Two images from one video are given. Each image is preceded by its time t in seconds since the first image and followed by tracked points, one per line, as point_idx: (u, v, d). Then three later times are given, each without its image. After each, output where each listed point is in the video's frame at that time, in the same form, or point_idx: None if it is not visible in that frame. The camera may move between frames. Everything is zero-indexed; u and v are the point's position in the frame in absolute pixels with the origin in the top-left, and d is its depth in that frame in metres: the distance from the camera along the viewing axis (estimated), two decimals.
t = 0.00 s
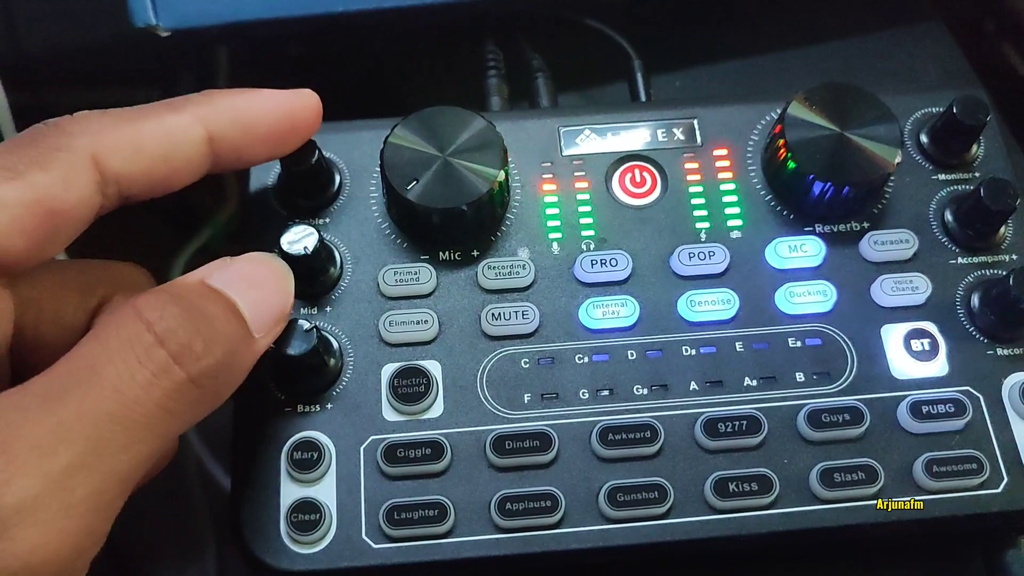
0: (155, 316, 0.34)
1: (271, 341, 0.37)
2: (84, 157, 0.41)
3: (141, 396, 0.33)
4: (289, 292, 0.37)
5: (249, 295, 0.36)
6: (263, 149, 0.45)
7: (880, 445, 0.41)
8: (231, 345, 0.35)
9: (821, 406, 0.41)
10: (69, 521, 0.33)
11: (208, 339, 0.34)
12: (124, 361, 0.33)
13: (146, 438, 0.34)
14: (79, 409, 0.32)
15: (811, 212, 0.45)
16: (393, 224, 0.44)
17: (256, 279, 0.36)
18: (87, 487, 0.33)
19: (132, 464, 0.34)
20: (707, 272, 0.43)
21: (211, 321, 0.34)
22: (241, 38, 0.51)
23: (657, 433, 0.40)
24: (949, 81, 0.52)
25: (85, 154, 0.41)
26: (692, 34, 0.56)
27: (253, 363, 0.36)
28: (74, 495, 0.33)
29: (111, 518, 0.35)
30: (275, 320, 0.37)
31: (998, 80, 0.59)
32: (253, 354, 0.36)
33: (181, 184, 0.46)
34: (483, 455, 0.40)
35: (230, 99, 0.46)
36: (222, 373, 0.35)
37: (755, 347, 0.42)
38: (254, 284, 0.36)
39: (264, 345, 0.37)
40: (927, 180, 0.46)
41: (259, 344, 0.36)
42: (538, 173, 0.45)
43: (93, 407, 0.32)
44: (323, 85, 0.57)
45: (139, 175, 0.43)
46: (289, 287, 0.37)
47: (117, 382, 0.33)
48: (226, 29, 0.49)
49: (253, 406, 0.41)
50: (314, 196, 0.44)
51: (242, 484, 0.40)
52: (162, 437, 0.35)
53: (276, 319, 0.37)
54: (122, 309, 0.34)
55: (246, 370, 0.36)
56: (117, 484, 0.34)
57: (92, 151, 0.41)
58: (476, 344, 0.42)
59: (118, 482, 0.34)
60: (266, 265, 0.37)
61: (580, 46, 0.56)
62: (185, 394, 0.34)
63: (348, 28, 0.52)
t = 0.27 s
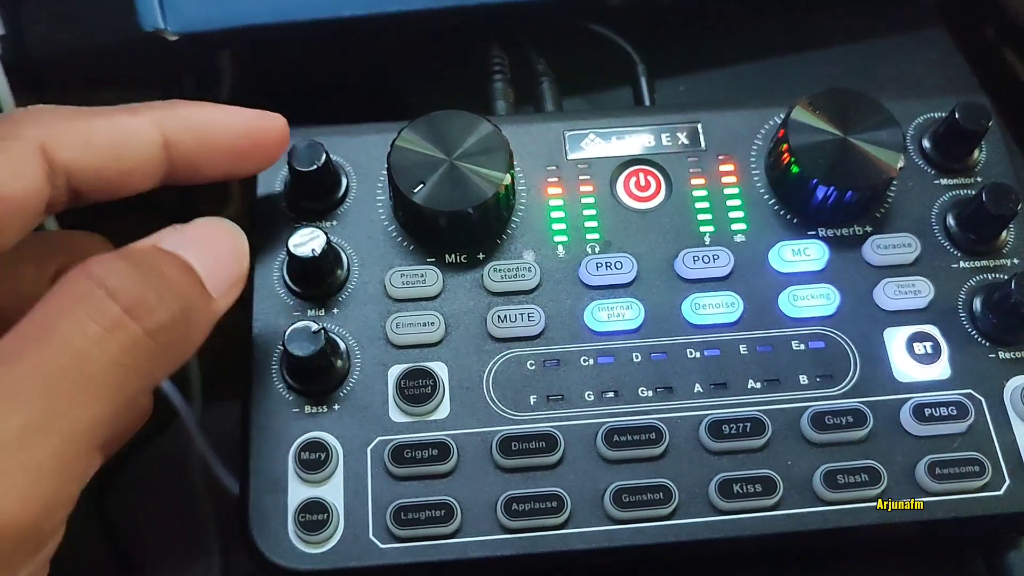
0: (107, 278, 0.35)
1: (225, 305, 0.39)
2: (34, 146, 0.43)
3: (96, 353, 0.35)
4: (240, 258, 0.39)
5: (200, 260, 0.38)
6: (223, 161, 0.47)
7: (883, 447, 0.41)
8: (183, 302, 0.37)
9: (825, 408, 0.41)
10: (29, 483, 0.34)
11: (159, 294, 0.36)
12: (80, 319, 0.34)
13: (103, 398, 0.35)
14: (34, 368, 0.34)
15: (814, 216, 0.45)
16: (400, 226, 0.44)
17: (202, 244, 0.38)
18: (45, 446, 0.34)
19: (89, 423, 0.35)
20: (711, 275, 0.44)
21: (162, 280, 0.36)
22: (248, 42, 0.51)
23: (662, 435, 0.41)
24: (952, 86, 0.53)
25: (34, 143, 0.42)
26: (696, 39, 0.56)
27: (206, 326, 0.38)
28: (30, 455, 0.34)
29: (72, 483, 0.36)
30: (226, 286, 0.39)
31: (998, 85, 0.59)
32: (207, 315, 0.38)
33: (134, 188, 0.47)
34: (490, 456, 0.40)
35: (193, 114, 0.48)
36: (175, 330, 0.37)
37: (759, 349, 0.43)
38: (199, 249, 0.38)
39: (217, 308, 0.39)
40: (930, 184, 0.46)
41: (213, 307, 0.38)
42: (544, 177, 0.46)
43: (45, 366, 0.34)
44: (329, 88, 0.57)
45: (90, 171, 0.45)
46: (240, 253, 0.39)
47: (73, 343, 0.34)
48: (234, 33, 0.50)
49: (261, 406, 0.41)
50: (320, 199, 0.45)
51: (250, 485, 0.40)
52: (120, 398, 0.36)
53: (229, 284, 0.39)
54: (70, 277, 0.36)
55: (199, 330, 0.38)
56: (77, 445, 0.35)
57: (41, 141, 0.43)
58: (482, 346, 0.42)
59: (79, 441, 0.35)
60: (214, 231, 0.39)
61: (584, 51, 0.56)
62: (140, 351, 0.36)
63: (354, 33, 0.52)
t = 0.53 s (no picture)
0: (95, 255, 0.35)
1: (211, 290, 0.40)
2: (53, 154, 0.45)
3: (89, 333, 0.34)
4: (225, 246, 0.41)
5: (188, 246, 0.40)
6: (232, 179, 0.47)
7: (886, 449, 0.41)
8: (174, 281, 0.37)
9: (828, 410, 0.42)
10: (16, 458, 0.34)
11: (147, 272, 0.36)
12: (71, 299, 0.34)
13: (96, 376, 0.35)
14: (24, 344, 0.33)
15: (818, 220, 0.45)
16: (407, 229, 0.45)
17: (188, 233, 0.40)
18: (36, 423, 0.34)
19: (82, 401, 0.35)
20: (716, 278, 0.44)
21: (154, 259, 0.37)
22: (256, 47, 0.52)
23: (667, 436, 0.41)
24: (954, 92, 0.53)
25: (54, 151, 0.45)
26: (700, 45, 0.57)
27: (194, 308, 0.39)
28: (14, 432, 0.33)
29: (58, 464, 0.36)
30: (212, 270, 0.40)
31: (1000, 91, 0.60)
32: (195, 297, 0.39)
33: (154, 199, 0.49)
34: (497, 457, 0.41)
35: (211, 125, 0.48)
36: (168, 308, 0.37)
37: (763, 352, 0.43)
38: (185, 236, 0.40)
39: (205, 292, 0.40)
40: (932, 189, 0.47)
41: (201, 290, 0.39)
42: (550, 180, 0.46)
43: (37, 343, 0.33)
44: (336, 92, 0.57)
45: (102, 179, 0.47)
46: (229, 241, 0.41)
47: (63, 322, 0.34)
48: (242, 38, 0.50)
49: (269, 407, 0.42)
50: (329, 202, 0.45)
51: (259, 484, 0.41)
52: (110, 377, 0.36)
53: (216, 268, 0.40)
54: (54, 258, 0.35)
55: (187, 311, 0.39)
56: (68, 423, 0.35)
57: (61, 149, 0.45)
58: (489, 347, 0.43)
59: (70, 418, 0.35)
60: (200, 223, 0.41)
61: (589, 57, 0.57)
62: (134, 330, 0.36)
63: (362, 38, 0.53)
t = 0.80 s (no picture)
0: (63, 245, 0.34)
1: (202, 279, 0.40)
2: (70, 141, 0.46)
3: (55, 322, 0.34)
4: (217, 234, 0.41)
5: (176, 237, 0.40)
6: (244, 143, 0.49)
7: (885, 447, 0.42)
8: (148, 272, 0.37)
9: (827, 409, 0.42)
10: None
11: (117, 262, 0.35)
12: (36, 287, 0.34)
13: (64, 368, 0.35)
14: None
15: (818, 219, 0.45)
16: (407, 227, 0.45)
17: (179, 223, 0.40)
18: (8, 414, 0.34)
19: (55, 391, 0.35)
20: (716, 276, 0.44)
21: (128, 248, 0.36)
22: (258, 45, 0.52)
23: (666, 434, 0.41)
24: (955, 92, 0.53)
25: (68, 138, 0.46)
26: (701, 46, 0.57)
27: (179, 299, 0.39)
28: None
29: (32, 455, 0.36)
30: (202, 259, 0.40)
31: (1000, 91, 0.60)
32: (173, 289, 0.38)
33: (165, 172, 0.50)
34: (496, 455, 0.41)
35: (215, 91, 0.49)
36: (141, 297, 0.37)
37: (762, 350, 0.43)
38: (175, 226, 0.40)
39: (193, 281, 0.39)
40: (932, 188, 0.47)
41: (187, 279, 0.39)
42: (550, 179, 0.46)
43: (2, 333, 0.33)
44: (337, 91, 0.58)
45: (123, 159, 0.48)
46: (222, 230, 0.41)
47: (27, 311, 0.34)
48: (243, 36, 0.50)
49: (269, 404, 0.42)
50: (330, 200, 0.45)
51: (258, 481, 0.41)
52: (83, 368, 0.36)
53: (206, 257, 0.40)
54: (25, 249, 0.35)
55: (167, 301, 0.38)
56: (39, 413, 0.35)
57: (76, 136, 0.46)
58: (489, 345, 0.43)
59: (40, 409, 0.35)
60: (192, 211, 0.41)
61: (590, 57, 0.57)
62: (103, 319, 0.36)
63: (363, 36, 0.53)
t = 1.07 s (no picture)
0: None
1: (155, 227, 0.41)
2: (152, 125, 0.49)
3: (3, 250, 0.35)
4: (177, 185, 0.42)
5: (128, 182, 0.41)
6: (322, 122, 0.52)
7: (890, 446, 0.42)
8: (89, 206, 0.38)
9: (833, 407, 0.42)
10: None
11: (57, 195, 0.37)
12: None
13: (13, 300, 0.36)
14: None
15: (823, 218, 0.46)
16: (414, 226, 0.45)
17: (135, 171, 0.42)
18: None
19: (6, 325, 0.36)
20: (721, 276, 0.44)
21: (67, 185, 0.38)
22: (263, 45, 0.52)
23: (672, 432, 0.41)
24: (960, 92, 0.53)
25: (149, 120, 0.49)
26: (706, 46, 0.57)
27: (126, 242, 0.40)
28: None
29: None
30: (157, 208, 0.41)
31: (1005, 92, 0.60)
32: (125, 230, 0.40)
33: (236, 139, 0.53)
34: (503, 453, 0.41)
35: (297, 75, 0.51)
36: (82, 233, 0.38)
37: (768, 349, 0.43)
38: (132, 173, 0.42)
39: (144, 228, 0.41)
40: (937, 187, 0.47)
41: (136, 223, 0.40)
42: (555, 178, 0.46)
43: None
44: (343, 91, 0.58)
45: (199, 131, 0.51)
46: (182, 180, 0.43)
47: None
48: (249, 36, 0.50)
49: (275, 402, 0.42)
50: (337, 198, 0.45)
51: (265, 478, 0.41)
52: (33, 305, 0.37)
53: (159, 208, 0.41)
54: None
55: (115, 242, 0.39)
56: None
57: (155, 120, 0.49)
58: (494, 344, 0.43)
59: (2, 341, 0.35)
60: (151, 167, 0.42)
61: (595, 57, 0.57)
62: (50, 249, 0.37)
63: (369, 36, 0.53)
